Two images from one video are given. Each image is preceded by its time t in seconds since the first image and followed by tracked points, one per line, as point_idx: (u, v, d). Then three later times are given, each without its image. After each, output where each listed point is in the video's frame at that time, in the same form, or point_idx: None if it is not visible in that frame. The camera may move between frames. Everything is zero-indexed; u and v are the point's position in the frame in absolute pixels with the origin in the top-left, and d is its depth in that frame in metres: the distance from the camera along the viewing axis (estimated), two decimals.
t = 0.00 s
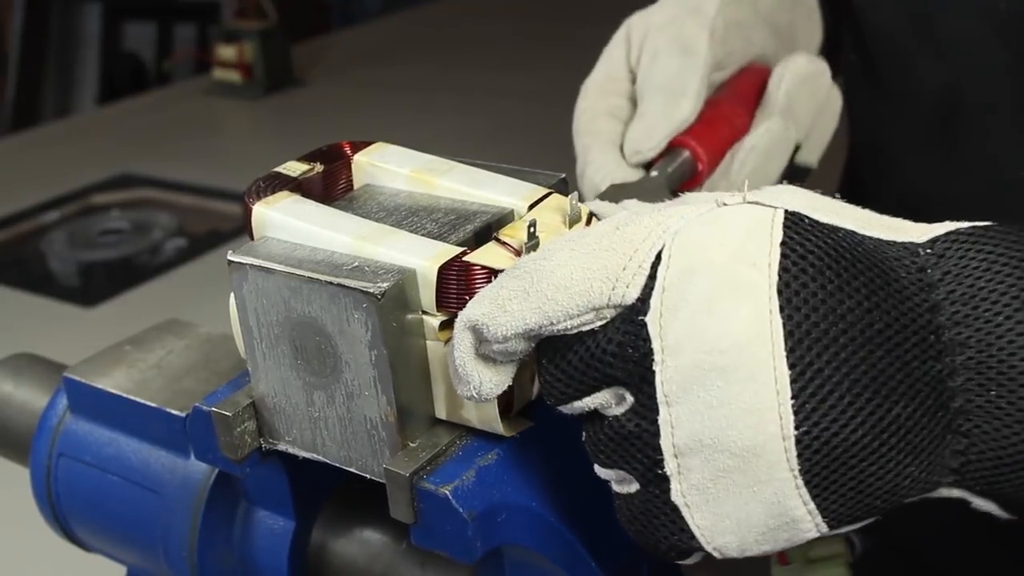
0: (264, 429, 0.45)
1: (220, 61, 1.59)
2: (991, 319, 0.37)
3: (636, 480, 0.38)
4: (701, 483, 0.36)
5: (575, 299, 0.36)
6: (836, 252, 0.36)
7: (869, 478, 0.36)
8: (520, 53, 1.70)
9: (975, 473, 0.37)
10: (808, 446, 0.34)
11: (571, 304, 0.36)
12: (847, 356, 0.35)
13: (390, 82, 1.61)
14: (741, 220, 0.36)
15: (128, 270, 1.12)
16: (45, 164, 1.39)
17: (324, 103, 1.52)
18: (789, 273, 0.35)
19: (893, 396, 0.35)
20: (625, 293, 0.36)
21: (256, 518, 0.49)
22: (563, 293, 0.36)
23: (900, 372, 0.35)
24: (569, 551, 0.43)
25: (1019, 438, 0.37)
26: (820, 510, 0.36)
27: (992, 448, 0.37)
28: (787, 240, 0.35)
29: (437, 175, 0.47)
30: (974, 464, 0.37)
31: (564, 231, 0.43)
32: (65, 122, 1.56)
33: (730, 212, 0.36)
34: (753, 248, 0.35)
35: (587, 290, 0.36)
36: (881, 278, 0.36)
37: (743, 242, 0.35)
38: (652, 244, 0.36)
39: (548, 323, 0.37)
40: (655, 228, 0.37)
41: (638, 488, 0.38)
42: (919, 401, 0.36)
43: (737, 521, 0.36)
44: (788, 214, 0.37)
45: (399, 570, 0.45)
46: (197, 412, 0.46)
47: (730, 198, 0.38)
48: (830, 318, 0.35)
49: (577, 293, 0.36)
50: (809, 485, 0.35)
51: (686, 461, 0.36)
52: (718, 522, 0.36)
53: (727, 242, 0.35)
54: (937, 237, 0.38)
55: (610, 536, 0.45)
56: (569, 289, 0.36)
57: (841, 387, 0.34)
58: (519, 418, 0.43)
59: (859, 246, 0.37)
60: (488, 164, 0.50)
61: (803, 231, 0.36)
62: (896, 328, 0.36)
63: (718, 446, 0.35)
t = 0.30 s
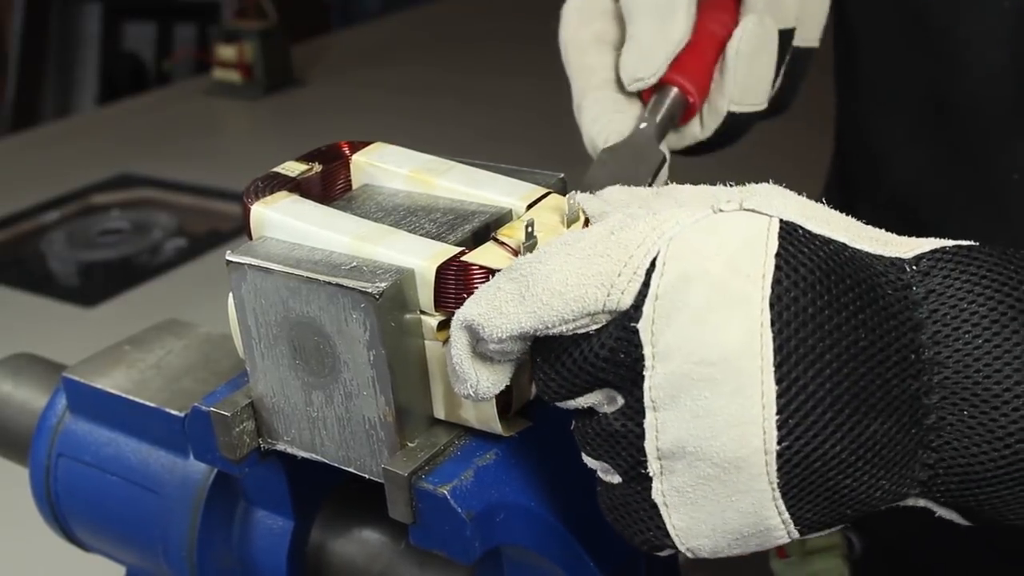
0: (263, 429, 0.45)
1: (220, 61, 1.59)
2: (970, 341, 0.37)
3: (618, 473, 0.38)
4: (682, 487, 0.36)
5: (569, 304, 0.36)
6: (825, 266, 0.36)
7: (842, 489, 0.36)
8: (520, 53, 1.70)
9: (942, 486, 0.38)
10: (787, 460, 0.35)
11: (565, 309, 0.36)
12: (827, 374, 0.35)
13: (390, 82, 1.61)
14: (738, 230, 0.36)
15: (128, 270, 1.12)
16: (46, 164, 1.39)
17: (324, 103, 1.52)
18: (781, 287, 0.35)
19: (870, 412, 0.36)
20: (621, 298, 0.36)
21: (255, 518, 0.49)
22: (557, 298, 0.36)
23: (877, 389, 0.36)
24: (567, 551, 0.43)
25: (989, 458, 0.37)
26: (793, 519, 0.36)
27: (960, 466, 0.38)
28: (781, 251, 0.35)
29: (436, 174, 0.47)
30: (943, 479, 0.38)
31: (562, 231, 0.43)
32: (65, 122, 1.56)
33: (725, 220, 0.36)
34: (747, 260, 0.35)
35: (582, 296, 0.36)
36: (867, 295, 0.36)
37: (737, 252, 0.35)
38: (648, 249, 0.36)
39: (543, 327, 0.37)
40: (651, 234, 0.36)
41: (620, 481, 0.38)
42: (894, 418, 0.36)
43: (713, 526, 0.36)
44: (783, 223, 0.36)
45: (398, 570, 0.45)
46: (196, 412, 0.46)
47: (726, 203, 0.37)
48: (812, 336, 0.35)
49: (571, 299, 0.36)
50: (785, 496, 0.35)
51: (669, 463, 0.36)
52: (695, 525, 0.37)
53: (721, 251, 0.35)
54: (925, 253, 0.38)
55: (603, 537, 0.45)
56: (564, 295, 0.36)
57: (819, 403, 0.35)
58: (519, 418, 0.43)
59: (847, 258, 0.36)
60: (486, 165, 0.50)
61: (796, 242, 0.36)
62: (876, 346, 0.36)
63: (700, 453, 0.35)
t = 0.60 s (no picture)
0: (264, 429, 0.45)
1: (219, 61, 1.59)
2: (1002, 349, 0.36)
3: (622, 488, 0.38)
4: (685, 496, 0.36)
5: (571, 304, 0.36)
6: (842, 271, 0.36)
7: (863, 501, 0.36)
8: (519, 53, 1.71)
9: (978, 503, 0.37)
10: (797, 468, 0.34)
11: (567, 308, 0.36)
12: (845, 381, 0.35)
13: (389, 82, 1.61)
14: (742, 235, 0.36)
15: (128, 270, 1.12)
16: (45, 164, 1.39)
17: (323, 103, 1.52)
18: (785, 291, 0.35)
19: (890, 421, 0.35)
20: (622, 300, 0.36)
21: (256, 518, 0.49)
22: (559, 296, 0.36)
23: (898, 397, 0.35)
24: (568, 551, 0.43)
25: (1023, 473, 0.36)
26: (808, 531, 0.36)
27: (994, 481, 0.37)
28: (786, 257, 0.35)
29: (437, 175, 0.47)
30: (976, 495, 0.37)
31: (563, 231, 0.43)
32: (65, 122, 1.56)
33: (732, 227, 0.36)
34: (749, 264, 0.35)
35: (583, 296, 0.36)
36: (885, 301, 0.36)
37: (741, 256, 0.35)
38: (651, 254, 0.36)
39: (544, 326, 0.37)
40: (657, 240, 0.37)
41: (624, 497, 0.38)
42: (917, 427, 0.36)
43: (720, 537, 0.36)
44: (793, 231, 0.37)
45: (399, 571, 0.45)
46: (197, 412, 0.46)
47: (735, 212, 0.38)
48: (828, 342, 0.35)
49: (572, 298, 0.36)
50: (795, 505, 0.35)
51: (671, 473, 0.36)
52: (701, 535, 0.36)
53: (725, 255, 0.35)
54: (952, 261, 0.38)
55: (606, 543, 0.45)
56: (566, 293, 0.36)
57: (836, 412, 0.35)
58: (520, 419, 0.43)
59: (863, 263, 0.37)
60: (487, 165, 0.50)
61: (808, 248, 0.36)
62: (897, 353, 0.36)
63: (702, 460, 0.35)
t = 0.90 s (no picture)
0: (263, 429, 0.45)
1: (220, 61, 1.59)
2: (984, 373, 0.36)
3: (608, 488, 0.38)
4: (671, 505, 0.36)
5: (566, 316, 0.36)
6: (830, 290, 0.36)
7: (839, 515, 0.36)
8: (520, 53, 1.71)
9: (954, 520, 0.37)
10: (778, 484, 0.35)
11: (562, 321, 0.36)
12: (826, 400, 0.35)
13: (390, 82, 1.61)
14: (740, 250, 0.36)
15: (128, 270, 1.12)
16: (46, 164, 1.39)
17: (323, 103, 1.52)
18: (782, 310, 0.35)
19: (871, 439, 0.35)
20: (619, 313, 0.36)
21: (255, 518, 0.49)
22: (554, 309, 0.36)
23: (879, 416, 0.36)
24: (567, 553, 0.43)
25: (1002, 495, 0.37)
26: (787, 541, 0.37)
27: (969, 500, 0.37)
28: (785, 274, 0.35)
29: (436, 175, 0.47)
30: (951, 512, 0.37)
31: (562, 232, 0.43)
32: (65, 122, 1.56)
33: (732, 241, 0.36)
34: (746, 281, 0.35)
35: (579, 308, 0.36)
36: (872, 321, 0.36)
37: (739, 273, 0.35)
38: (649, 268, 0.36)
39: (539, 337, 0.37)
40: (654, 254, 0.36)
41: (609, 496, 0.38)
42: (896, 446, 0.36)
43: (702, 543, 0.37)
44: (791, 246, 0.36)
45: (398, 571, 0.45)
46: (196, 412, 0.46)
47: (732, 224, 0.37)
48: (811, 361, 0.35)
49: (568, 311, 0.36)
50: (776, 518, 0.36)
51: (657, 481, 0.36)
52: (683, 542, 0.37)
53: (721, 271, 0.35)
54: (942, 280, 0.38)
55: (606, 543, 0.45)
56: (561, 306, 0.36)
57: (816, 430, 0.35)
58: (519, 419, 0.43)
59: (854, 281, 0.36)
60: (486, 165, 0.50)
61: (803, 265, 0.36)
62: (879, 374, 0.36)
63: (689, 473, 0.35)
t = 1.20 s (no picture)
0: (264, 429, 0.45)
1: (220, 61, 1.59)
2: (975, 382, 0.38)
3: (615, 502, 0.38)
4: (682, 520, 0.37)
5: (573, 331, 0.36)
6: (836, 309, 0.36)
7: (847, 527, 0.37)
8: (520, 53, 1.71)
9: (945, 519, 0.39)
10: (786, 501, 0.36)
11: (569, 335, 0.36)
12: (840, 418, 0.36)
13: (390, 82, 1.61)
14: (748, 272, 0.36)
15: (128, 270, 1.12)
16: (46, 164, 1.39)
17: (323, 103, 1.52)
18: (791, 332, 0.35)
19: (878, 455, 0.36)
20: (626, 331, 0.36)
21: (255, 518, 0.49)
22: (562, 322, 0.36)
23: (887, 432, 0.37)
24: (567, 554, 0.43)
25: (993, 495, 0.39)
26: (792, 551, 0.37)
27: (962, 503, 0.39)
28: (791, 296, 0.36)
29: (437, 175, 0.47)
30: (945, 515, 0.39)
31: (563, 231, 0.43)
32: (65, 122, 1.56)
33: (738, 259, 0.36)
34: (753, 302, 0.35)
35: (586, 324, 0.36)
36: (878, 337, 0.37)
37: (748, 295, 0.35)
38: (656, 284, 0.36)
39: (544, 349, 0.37)
40: (660, 272, 0.36)
41: (616, 509, 0.38)
42: (902, 460, 0.37)
43: (710, 556, 0.37)
44: (794, 264, 0.37)
45: (398, 570, 0.45)
46: (196, 412, 0.46)
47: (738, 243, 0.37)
48: (823, 381, 0.35)
49: (576, 326, 0.36)
50: (784, 530, 0.36)
51: (669, 498, 0.36)
52: (691, 555, 0.37)
53: (732, 294, 0.35)
54: (937, 289, 0.39)
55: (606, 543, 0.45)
56: (568, 320, 0.36)
57: (823, 445, 0.36)
58: (520, 419, 0.43)
59: (860, 297, 0.37)
60: (487, 165, 0.50)
61: (808, 285, 0.36)
62: (887, 391, 0.37)
63: (703, 492, 0.36)
